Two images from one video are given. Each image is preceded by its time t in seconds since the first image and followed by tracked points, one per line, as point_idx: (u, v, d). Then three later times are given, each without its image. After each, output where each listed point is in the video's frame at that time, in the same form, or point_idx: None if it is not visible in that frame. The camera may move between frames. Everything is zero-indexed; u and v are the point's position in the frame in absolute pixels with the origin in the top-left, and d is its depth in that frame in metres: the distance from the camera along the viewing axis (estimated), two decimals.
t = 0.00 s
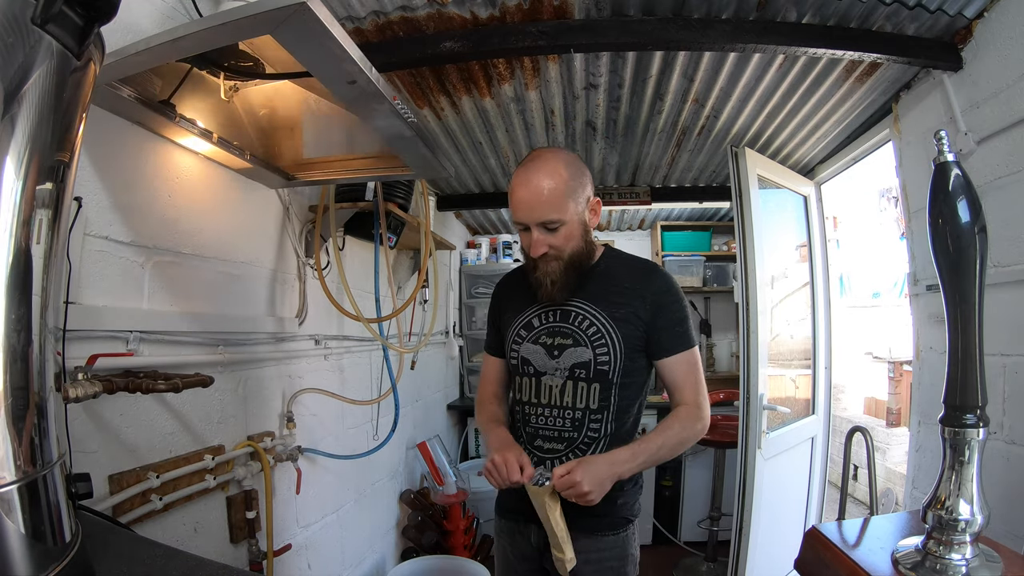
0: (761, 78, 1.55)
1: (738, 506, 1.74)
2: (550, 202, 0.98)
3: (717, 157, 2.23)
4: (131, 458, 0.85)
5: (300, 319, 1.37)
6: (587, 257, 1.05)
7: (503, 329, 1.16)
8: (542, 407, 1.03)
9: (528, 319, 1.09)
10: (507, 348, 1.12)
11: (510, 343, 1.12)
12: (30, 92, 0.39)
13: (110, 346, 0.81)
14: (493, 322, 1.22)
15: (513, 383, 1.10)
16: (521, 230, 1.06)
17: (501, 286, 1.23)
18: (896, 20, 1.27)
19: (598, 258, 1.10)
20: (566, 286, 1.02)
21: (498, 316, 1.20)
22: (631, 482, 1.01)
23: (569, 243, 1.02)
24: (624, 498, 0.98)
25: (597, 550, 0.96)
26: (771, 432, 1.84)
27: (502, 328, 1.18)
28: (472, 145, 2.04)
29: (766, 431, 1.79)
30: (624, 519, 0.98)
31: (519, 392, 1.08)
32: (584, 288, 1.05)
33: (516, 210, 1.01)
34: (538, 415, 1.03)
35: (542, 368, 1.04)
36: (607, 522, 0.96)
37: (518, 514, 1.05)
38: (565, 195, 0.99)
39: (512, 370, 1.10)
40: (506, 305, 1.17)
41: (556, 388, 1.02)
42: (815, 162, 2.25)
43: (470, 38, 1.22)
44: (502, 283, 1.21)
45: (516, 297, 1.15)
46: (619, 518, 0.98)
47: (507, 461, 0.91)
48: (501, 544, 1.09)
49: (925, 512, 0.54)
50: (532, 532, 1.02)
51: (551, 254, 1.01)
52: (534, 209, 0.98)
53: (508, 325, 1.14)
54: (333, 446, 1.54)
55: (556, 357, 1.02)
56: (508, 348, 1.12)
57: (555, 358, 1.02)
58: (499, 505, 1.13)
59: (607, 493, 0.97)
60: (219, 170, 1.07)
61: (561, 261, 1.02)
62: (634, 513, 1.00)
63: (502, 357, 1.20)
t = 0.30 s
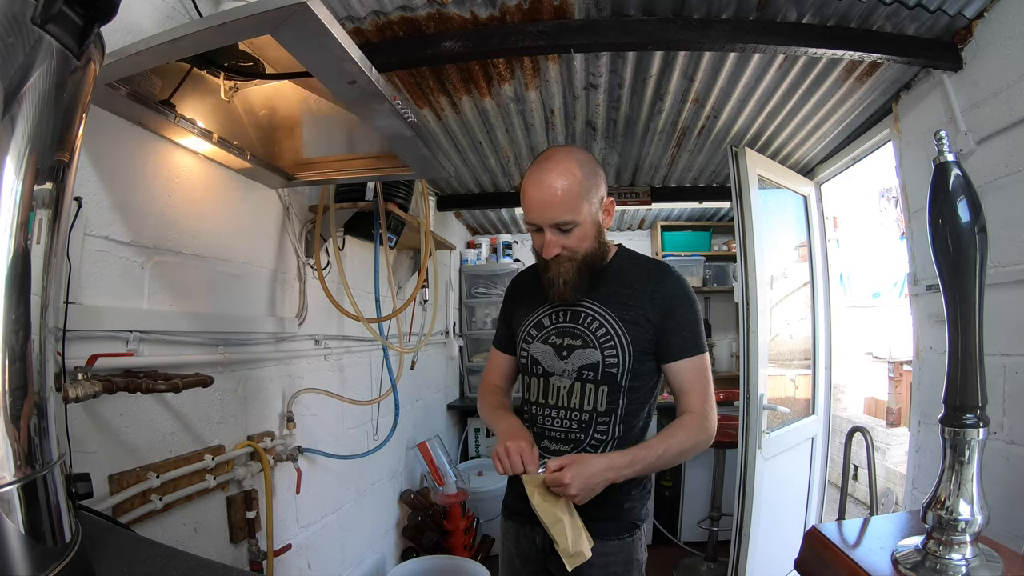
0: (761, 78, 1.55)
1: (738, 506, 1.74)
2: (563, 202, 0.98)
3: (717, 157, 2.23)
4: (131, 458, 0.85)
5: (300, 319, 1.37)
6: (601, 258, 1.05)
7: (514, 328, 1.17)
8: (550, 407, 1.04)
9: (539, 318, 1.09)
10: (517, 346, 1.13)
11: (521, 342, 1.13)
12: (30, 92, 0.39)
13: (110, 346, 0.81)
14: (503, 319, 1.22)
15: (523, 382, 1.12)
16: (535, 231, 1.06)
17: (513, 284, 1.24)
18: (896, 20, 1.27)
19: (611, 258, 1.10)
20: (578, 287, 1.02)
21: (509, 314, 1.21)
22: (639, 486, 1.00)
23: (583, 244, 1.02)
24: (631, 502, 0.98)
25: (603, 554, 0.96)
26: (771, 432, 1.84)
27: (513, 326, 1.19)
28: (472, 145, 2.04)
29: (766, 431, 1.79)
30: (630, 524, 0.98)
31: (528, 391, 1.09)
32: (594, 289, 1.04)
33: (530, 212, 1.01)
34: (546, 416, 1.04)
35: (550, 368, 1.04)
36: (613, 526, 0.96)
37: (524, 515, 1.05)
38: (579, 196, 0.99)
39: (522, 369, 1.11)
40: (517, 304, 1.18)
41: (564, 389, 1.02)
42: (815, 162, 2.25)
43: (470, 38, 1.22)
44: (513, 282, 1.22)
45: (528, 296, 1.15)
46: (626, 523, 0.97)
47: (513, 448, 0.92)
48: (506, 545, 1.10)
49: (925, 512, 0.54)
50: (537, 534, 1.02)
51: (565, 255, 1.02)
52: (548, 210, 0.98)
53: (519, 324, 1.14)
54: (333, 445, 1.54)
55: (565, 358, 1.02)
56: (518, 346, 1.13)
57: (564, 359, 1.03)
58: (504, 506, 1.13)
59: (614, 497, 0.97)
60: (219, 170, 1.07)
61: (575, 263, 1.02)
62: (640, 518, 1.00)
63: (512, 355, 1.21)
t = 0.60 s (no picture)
0: (761, 78, 1.55)
1: (738, 506, 1.74)
2: (567, 203, 0.98)
3: (717, 158, 2.23)
4: (131, 458, 0.85)
5: (300, 319, 1.37)
6: (606, 259, 1.05)
7: (520, 327, 1.17)
8: (556, 408, 1.04)
9: (545, 319, 1.09)
10: (523, 346, 1.13)
11: (527, 342, 1.13)
12: (30, 92, 0.39)
13: (110, 346, 0.81)
14: (507, 318, 1.22)
15: (529, 382, 1.12)
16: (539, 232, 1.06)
17: (518, 283, 1.24)
18: (896, 20, 1.27)
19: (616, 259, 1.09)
20: (583, 289, 1.02)
21: (514, 314, 1.21)
22: (645, 487, 1.00)
23: (587, 245, 1.02)
24: (636, 503, 0.98)
25: (608, 555, 0.96)
26: (771, 432, 1.84)
27: (518, 326, 1.19)
28: (471, 145, 2.03)
29: (766, 431, 1.79)
30: (636, 526, 0.98)
31: (534, 391, 1.09)
32: (600, 289, 1.04)
33: (534, 213, 1.02)
34: (552, 417, 1.04)
35: (557, 369, 1.04)
36: (619, 527, 0.96)
37: (528, 515, 1.05)
38: (583, 197, 0.99)
39: (528, 369, 1.11)
40: (522, 304, 1.18)
41: (570, 390, 1.02)
42: (815, 162, 2.25)
43: (470, 38, 1.22)
44: (519, 281, 1.22)
45: (533, 296, 1.15)
46: (632, 524, 0.97)
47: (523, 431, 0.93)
48: (510, 545, 1.10)
49: (925, 512, 0.54)
50: (542, 535, 1.02)
51: (569, 256, 1.02)
52: (552, 212, 0.98)
53: (525, 323, 1.14)
54: (333, 445, 1.54)
55: (572, 359, 1.02)
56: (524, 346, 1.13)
57: (570, 360, 1.03)
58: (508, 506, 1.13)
59: (620, 498, 0.97)
60: (219, 170, 1.07)
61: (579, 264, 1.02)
62: (646, 519, 1.00)
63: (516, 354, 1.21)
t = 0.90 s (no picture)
0: (761, 78, 1.54)
1: (738, 506, 1.74)
2: (566, 204, 0.98)
3: (717, 157, 2.23)
4: (131, 458, 0.85)
5: (300, 319, 1.37)
6: (605, 260, 1.05)
7: (521, 327, 1.17)
8: (557, 409, 1.04)
9: (546, 319, 1.09)
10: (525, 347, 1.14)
11: (528, 343, 1.13)
12: (30, 92, 0.39)
13: (110, 346, 0.81)
14: (508, 318, 1.22)
15: (530, 382, 1.12)
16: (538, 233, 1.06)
17: (519, 283, 1.24)
18: (896, 20, 1.27)
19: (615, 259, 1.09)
20: (583, 289, 1.02)
21: (515, 314, 1.21)
22: (645, 487, 1.00)
23: (586, 246, 1.02)
24: (637, 503, 0.98)
25: (608, 555, 0.96)
26: (771, 432, 1.84)
27: (520, 326, 1.19)
28: (471, 145, 2.03)
29: (766, 431, 1.79)
30: (637, 525, 0.98)
31: (536, 392, 1.09)
32: (601, 290, 1.04)
33: (532, 213, 1.01)
34: (553, 417, 1.04)
35: (558, 370, 1.04)
36: (619, 526, 0.96)
37: (529, 515, 1.05)
38: (583, 197, 0.99)
39: (529, 370, 1.11)
40: (524, 305, 1.18)
41: (571, 391, 1.02)
42: (815, 162, 2.25)
43: (470, 38, 1.22)
44: (520, 281, 1.22)
45: (534, 296, 1.15)
46: (632, 523, 0.97)
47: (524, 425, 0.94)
48: (510, 544, 1.10)
49: (925, 513, 0.54)
50: (543, 535, 1.02)
51: (568, 257, 1.02)
52: (550, 212, 0.98)
53: (527, 324, 1.14)
54: (333, 445, 1.54)
55: (573, 359, 1.02)
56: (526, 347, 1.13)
57: (571, 361, 1.03)
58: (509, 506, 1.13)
59: (620, 498, 0.97)
60: (219, 170, 1.07)
61: (578, 265, 1.02)
62: (646, 519, 1.00)
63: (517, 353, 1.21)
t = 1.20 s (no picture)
0: (761, 78, 1.55)
1: (738, 507, 1.74)
2: (564, 202, 0.98)
3: (717, 157, 2.23)
4: (131, 458, 0.85)
5: (300, 319, 1.37)
6: (604, 259, 1.05)
7: (520, 327, 1.18)
8: (554, 408, 1.04)
9: (544, 319, 1.09)
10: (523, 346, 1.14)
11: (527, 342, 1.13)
12: (30, 92, 0.39)
13: (110, 346, 0.81)
14: (507, 317, 1.22)
15: (528, 381, 1.12)
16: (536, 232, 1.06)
17: (518, 283, 1.24)
18: (896, 20, 1.27)
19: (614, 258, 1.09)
20: (582, 289, 1.02)
21: (514, 314, 1.21)
22: (642, 487, 1.00)
23: (585, 245, 1.02)
24: (633, 503, 0.98)
25: (604, 555, 0.95)
26: (771, 432, 1.84)
27: (518, 325, 1.19)
28: (472, 145, 2.03)
29: (766, 431, 1.79)
30: (633, 525, 0.98)
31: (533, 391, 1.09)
32: (599, 290, 1.04)
33: (531, 212, 1.01)
34: (549, 416, 1.04)
35: (555, 369, 1.04)
36: (615, 527, 0.96)
37: (527, 514, 1.05)
38: (580, 196, 0.99)
39: (527, 369, 1.11)
40: (523, 304, 1.18)
41: (568, 390, 1.02)
42: (815, 162, 2.25)
43: (470, 38, 1.22)
44: (519, 280, 1.22)
45: (533, 295, 1.16)
46: (628, 523, 0.97)
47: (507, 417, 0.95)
48: (508, 544, 1.10)
49: (925, 512, 0.54)
50: (540, 534, 1.02)
51: (566, 255, 1.02)
52: (548, 211, 0.98)
53: (525, 323, 1.15)
54: (333, 445, 1.54)
55: (570, 359, 1.03)
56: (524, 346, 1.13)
57: (569, 360, 1.03)
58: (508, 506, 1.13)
59: (617, 497, 0.97)
60: (219, 170, 1.07)
61: (576, 263, 1.02)
62: (643, 519, 1.00)
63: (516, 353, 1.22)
